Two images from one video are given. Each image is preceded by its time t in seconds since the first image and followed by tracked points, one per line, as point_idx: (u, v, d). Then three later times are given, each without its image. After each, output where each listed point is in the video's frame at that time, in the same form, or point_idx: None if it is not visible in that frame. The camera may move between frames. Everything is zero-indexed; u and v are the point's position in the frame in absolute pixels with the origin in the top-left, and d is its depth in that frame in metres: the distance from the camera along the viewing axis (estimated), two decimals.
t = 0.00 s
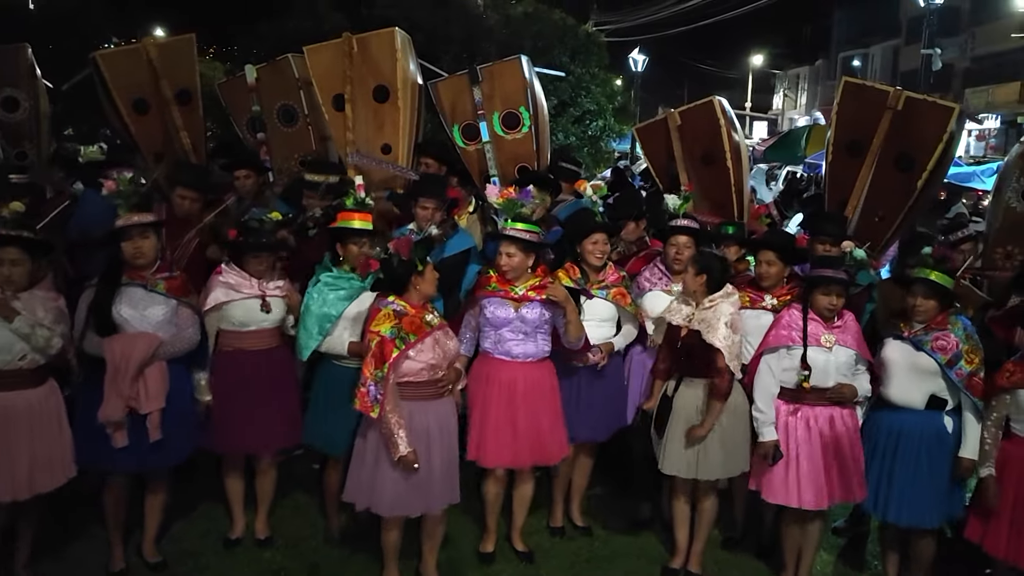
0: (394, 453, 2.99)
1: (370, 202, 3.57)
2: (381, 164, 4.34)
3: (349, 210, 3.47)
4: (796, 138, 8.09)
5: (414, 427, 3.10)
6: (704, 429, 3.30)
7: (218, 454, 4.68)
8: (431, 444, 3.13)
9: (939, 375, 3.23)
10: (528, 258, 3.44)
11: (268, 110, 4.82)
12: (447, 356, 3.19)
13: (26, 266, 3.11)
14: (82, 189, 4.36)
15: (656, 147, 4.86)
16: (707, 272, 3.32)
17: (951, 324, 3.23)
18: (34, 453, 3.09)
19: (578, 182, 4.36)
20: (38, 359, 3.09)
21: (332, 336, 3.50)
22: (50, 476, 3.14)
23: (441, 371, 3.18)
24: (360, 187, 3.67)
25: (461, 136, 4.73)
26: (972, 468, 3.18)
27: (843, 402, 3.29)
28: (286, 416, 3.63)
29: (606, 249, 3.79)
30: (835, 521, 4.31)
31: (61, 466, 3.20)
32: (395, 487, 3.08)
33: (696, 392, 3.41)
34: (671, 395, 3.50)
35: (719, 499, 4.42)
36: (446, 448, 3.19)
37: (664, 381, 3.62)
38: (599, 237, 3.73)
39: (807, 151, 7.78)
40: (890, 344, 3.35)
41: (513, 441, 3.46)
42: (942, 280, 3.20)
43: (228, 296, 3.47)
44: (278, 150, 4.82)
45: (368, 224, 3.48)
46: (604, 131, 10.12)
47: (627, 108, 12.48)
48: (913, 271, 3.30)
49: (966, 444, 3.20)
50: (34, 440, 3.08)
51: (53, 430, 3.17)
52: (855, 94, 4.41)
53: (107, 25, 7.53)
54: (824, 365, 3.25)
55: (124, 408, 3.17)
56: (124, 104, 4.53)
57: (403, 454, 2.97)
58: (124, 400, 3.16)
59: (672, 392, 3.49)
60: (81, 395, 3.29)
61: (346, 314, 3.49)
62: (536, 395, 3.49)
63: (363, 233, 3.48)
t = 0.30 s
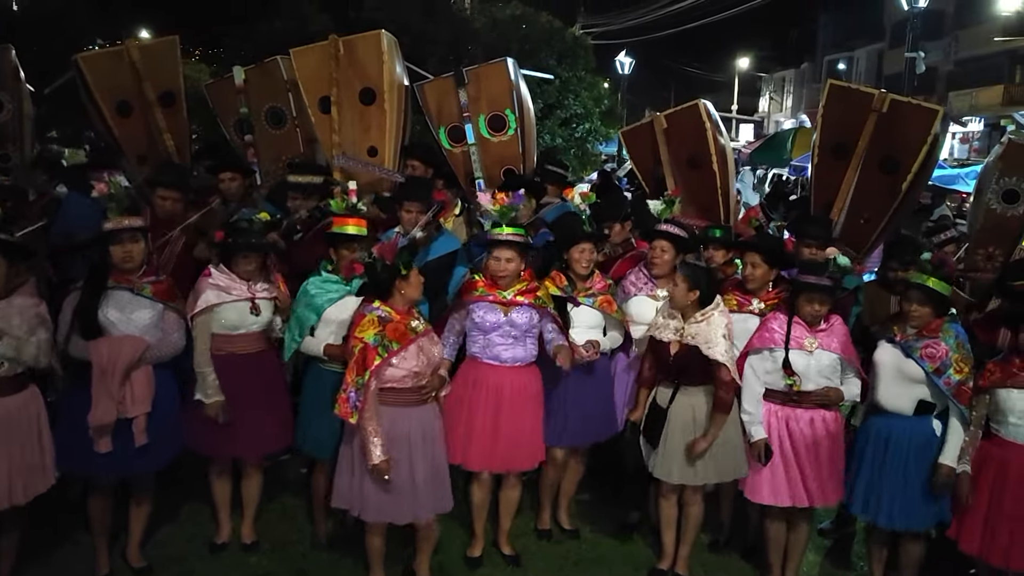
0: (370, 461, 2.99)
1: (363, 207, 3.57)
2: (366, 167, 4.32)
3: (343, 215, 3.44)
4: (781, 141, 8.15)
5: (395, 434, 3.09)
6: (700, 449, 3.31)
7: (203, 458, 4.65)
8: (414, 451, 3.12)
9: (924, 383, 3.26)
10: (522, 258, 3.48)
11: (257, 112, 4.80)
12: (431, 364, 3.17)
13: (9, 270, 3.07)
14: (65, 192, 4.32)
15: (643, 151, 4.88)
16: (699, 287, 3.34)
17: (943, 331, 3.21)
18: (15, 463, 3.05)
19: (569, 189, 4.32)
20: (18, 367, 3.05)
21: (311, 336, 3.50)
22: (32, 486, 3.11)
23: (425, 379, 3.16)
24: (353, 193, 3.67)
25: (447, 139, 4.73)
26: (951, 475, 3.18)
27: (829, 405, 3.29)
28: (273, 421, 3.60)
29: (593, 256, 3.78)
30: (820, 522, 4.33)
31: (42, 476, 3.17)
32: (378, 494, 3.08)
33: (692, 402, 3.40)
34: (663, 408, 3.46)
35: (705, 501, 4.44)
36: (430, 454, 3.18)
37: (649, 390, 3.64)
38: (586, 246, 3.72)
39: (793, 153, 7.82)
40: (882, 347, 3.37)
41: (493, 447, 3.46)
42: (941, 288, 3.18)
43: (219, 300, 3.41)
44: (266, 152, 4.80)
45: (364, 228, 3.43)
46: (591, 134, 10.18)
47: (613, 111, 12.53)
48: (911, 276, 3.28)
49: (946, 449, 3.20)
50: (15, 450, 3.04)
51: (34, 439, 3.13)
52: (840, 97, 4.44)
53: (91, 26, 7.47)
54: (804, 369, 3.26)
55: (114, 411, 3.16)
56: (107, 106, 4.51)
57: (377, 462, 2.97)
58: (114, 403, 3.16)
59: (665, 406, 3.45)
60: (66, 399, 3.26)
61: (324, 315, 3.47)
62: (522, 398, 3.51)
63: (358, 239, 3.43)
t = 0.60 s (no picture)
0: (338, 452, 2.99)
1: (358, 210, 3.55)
2: (353, 169, 4.32)
3: (340, 217, 3.45)
4: (766, 144, 8.21)
5: (377, 434, 3.10)
6: (701, 453, 3.32)
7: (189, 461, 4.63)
8: (394, 450, 3.11)
9: (914, 385, 3.28)
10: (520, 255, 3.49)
11: (243, 115, 4.78)
12: (419, 363, 3.15)
13: None
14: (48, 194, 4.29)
15: (628, 154, 4.88)
16: (704, 284, 3.37)
17: (935, 333, 3.23)
18: None
19: (552, 189, 4.26)
20: None
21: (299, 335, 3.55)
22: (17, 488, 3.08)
23: (411, 379, 3.15)
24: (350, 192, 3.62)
25: (433, 140, 4.73)
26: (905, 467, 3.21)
27: (820, 407, 3.30)
28: (257, 425, 3.60)
29: (579, 256, 3.79)
30: (806, 522, 4.36)
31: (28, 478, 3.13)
32: (356, 490, 3.09)
33: (684, 404, 3.41)
34: (657, 407, 3.43)
35: (691, 502, 4.45)
36: (413, 455, 3.16)
37: (628, 389, 3.66)
38: (571, 245, 3.73)
39: (778, 156, 7.91)
40: (871, 346, 3.39)
41: (498, 453, 3.47)
42: (930, 291, 3.22)
43: (206, 303, 3.40)
44: (253, 154, 4.80)
45: (358, 231, 3.44)
46: (577, 137, 10.23)
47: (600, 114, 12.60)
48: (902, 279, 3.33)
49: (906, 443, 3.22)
50: None
51: (16, 441, 3.09)
52: (823, 100, 4.46)
53: (76, 27, 7.43)
54: (780, 368, 3.29)
55: (98, 416, 3.15)
56: (92, 109, 4.49)
57: (346, 453, 2.96)
58: (97, 408, 3.15)
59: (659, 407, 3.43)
60: (48, 404, 3.24)
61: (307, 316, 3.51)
62: (515, 397, 3.53)
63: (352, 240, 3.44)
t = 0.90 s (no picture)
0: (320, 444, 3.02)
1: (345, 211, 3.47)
2: (338, 171, 4.33)
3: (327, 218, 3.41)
4: (751, 147, 8.28)
5: (358, 434, 3.09)
6: (714, 455, 3.40)
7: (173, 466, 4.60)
8: (369, 455, 3.07)
9: (901, 389, 3.31)
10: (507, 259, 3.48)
11: (228, 117, 4.76)
12: (399, 369, 3.09)
13: None
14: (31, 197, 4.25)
15: (613, 157, 4.88)
16: (690, 285, 3.39)
17: (918, 337, 3.27)
18: None
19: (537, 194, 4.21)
20: None
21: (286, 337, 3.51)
22: None
23: (389, 384, 3.09)
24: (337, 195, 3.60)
25: (420, 144, 4.75)
26: (913, 479, 3.20)
27: (810, 405, 3.34)
28: (245, 428, 3.56)
29: (566, 260, 3.79)
30: (791, 523, 4.38)
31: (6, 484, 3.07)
32: (337, 488, 3.13)
33: (677, 409, 3.41)
34: (651, 415, 3.40)
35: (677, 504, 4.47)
36: (391, 464, 3.09)
37: (609, 395, 3.59)
38: (558, 247, 3.74)
39: (763, 159, 7.95)
40: (853, 350, 3.40)
41: (480, 452, 3.49)
42: (912, 294, 3.25)
43: (185, 305, 3.42)
44: (238, 157, 4.77)
45: (344, 232, 3.43)
46: (563, 139, 10.27)
47: (586, 117, 12.66)
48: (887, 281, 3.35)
49: (910, 454, 3.22)
50: None
51: None
52: (806, 105, 4.51)
53: (59, 29, 7.38)
54: (767, 370, 3.31)
55: (85, 422, 3.12)
56: (77, 111, 4.46)
57: (325, 446, 3.00)
58: (85, 414, 3.12)
59: (652, 413, 3.40)
60: (31, 410, 3.21)
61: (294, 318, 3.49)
62: (504, 400, 3.55)
63: (338, 241, 3.41)
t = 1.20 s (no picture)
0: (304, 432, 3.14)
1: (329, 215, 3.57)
2: (326, 173, 4.31)
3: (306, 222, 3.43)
4: (736, 149, 8.35)
5: (338, 432, 3.14)
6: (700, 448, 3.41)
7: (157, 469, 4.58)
8: (343, 452, 3.11)
9: (887, 385, 3.32)
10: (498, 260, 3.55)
11: (212, 119, 4.75)
12: (378, 371, 3.07)
13: None
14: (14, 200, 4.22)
15: (598, 159, 4.90)
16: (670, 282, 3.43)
17: (901, 333, 3.29)
18: None
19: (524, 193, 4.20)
20: None
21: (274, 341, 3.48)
22: None
23: (369, 387, 3.07)
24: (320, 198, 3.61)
25: (407, 145, 4.76)
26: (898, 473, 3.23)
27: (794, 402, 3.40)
28: (230, 430, 3.55)
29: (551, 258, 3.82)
30: (776, 523, 4.41)
31: None
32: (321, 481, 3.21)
33: (661, 407, 3.44)
34: (635, 411, 3.41)
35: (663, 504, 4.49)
36: (364, 466, 3.10)
37: (593, 394, 3.62)
38: (543, 246, 3.76)
39: (749, 161, 8.02)
40: (837, 349, 3.42)
41: (480, 458, 3.48)
42: (896, 294, 3.27)
43: (158, 308, 3.42)
44: (223, 159, 4.76)
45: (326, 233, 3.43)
46: (550, 141, 10.32)
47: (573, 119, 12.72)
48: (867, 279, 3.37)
49: (895, 450, 3.25)
50: None
51: None
52: (793, 107, 4.54)
53: (43, 30, 7.34)
54: (763, 370, 3.30)
55: (71, 425, 3.10)
56: (62, 113, 4.44)
57: (308, 435, 3.10)
58: (70, 417, 3.09)
59: (638, 409, 3.41)
60: (14, 414, 3.18)
61: (286, 322, 3.45)
62: (497, 404, 3.55)
63: (322, 243, 3.42)
